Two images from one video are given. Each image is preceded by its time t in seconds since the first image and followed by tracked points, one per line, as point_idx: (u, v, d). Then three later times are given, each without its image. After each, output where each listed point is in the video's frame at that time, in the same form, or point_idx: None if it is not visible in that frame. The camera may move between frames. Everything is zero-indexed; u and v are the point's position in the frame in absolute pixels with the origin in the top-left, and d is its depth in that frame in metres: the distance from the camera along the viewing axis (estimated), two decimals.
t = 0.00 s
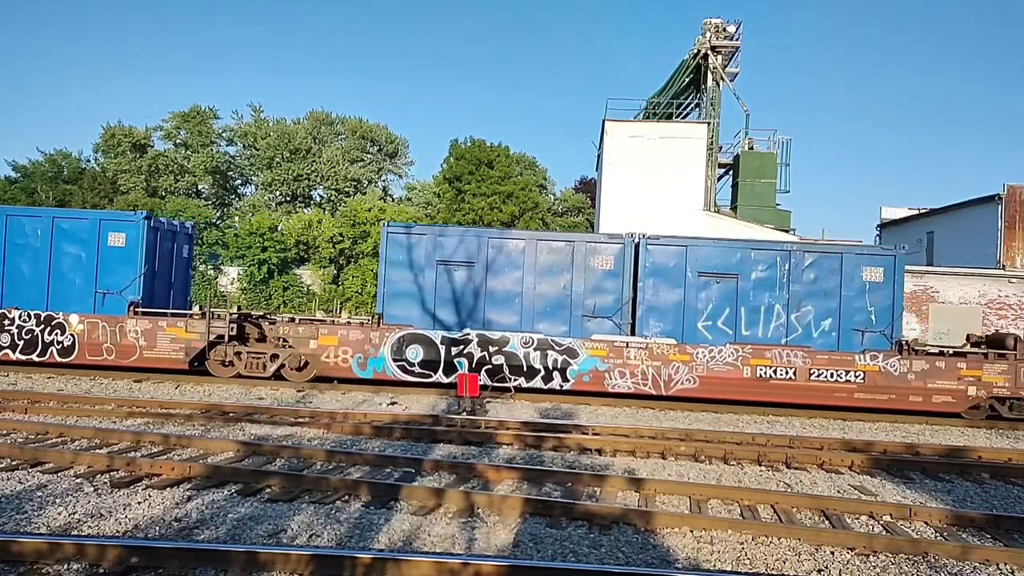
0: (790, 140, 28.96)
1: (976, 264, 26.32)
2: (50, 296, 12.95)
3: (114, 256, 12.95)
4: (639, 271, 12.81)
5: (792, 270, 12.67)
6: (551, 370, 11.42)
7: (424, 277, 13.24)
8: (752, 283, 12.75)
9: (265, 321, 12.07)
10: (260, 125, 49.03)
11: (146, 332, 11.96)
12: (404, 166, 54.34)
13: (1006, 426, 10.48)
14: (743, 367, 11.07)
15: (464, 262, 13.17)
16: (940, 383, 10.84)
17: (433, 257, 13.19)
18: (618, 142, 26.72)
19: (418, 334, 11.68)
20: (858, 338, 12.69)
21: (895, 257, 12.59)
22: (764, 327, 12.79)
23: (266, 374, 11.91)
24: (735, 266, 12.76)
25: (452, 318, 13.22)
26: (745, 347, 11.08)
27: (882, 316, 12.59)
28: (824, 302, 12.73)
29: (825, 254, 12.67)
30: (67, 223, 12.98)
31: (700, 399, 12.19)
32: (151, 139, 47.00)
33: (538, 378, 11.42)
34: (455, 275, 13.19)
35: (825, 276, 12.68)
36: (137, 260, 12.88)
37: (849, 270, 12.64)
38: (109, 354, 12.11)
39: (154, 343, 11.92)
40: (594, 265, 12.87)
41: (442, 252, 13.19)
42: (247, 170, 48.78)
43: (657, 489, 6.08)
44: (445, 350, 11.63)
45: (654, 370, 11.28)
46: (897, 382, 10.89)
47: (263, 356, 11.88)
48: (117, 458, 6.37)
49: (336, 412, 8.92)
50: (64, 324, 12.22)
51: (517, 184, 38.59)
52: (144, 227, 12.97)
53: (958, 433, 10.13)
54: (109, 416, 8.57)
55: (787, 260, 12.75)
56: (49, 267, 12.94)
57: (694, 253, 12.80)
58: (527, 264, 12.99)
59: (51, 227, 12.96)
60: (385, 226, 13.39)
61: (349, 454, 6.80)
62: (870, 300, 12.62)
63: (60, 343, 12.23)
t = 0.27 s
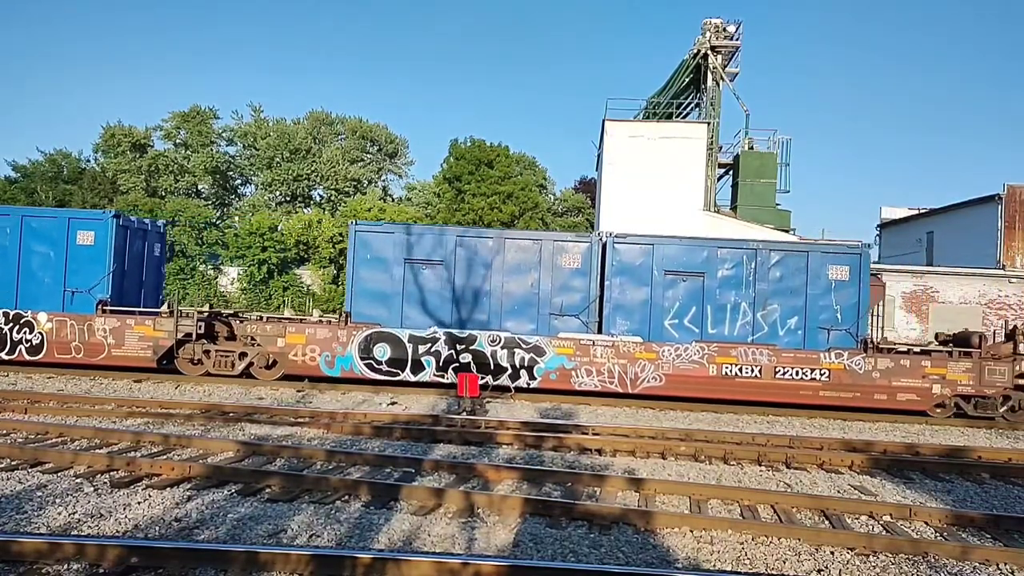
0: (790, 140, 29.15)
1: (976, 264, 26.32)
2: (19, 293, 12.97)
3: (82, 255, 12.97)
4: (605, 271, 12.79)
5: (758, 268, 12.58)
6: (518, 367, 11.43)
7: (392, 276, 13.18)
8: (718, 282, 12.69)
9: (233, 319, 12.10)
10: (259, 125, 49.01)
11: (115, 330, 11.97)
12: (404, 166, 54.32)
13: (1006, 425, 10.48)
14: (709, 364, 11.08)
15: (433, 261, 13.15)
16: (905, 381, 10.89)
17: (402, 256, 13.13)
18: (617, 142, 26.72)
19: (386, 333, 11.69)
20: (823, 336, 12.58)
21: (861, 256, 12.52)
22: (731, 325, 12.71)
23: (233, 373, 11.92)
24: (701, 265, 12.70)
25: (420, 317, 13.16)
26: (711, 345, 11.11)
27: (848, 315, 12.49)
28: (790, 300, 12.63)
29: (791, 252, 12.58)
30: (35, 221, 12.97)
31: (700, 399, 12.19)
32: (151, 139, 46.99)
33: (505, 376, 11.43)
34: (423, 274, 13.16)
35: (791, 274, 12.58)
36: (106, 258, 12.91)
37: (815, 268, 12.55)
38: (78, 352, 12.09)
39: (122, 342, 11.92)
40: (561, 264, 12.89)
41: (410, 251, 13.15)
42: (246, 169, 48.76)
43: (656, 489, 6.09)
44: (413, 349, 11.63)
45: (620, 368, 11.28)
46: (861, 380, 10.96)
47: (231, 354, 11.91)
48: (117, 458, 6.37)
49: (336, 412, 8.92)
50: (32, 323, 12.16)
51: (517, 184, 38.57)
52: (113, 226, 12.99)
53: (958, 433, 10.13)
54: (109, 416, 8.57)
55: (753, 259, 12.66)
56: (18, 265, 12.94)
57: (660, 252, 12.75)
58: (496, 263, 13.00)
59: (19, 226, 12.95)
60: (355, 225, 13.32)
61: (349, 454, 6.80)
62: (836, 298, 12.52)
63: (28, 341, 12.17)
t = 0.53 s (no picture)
0: (790, 140, 28.74)
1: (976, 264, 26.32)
2: None
3: (52, 253, 12.94)
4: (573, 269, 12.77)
5: (724, 266, 12.54)
6: (486, 366, 11.48)
7: (360, 274, 13.12)
8: (684, 280, 12.64)
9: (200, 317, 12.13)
10: (260, 125, 49.00)
11: (83, 328, 12.02)
12: (404, 166, 54.29)
13: (1006, 426, 10.48)
14: (675, 363, 11.10)
15: (401, 260, 13.11)
16: (871, 379, 10.94)
17: (369, 254, 13.08)
18: (618, 142, 26.71)
19: (353, 331, 11.74)
20: (789, 334, 12.53)
21: (828, 254, 12.46)
22: (697, 324, 12.66)
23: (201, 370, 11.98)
24: (668, 263, 12.65)
25: (388, 315, 13.12)
26: (677, 342, 11.14)
27: (814, 314, 12.47)
28: (756, 298, 12.59)
29: (757, 250, 12.52)
30: (5, 219, 12.97)
31: (700, 399, 12.18)
32: (151, 139, 47.00)
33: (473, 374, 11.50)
34: (391, 272, 13.12)
35: (757, 272, 12.53)
36: (75, 257, 12.88)
37: (781, 267, 12.51)
38: (47, 350, 12.15)
39: (90, 340, 11.96)
40: (529, 262, 12.91)
41: (378, 249, 13.10)
42: (246, 169, 48.76)
43: (657, 489, 6.09)
44: (380, 347, 11.67)
45: (586, 366, 11.32)
46: (826, 378, 11.03)
47: (199, 352, 11.94)
48: (117, 458, 6.37)
49: (336, 412, 8.92)
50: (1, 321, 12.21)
51: (517, 184, 38.55)
52: (82, 224, 12.95)
53: (958, 433, 10.13)
54: (109, 416, 8.57)
55: (719, 257, 12.62)
56: None
57: (627, 250, 12.70)
58: (463, 261, 13.00)
59: None
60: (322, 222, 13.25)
61: (349, 454, 6.80)
62: (802, 297, 12.49)
63: None
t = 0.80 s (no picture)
0: (790, 140, 28.13)
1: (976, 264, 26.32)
2: None
3: (21, 251, 12.94)
4: (541, 267, 12.83)
5: (690, 265, 12.54)
6: (453, 364, 11.58)
7: (327, 272, 13.09)
8: (651, 279, 12.65)
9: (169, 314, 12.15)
10: (260, 125, 48.98)
11: (51, 327, 12.07)
12: (404, 166, 54.27)
13: (1006, 426, 10.48)
14: (640, 361, 11.13)
15: (369, 258, 13.11)
16: (836, 377, 10.95)
17: (337, 252, 13.05)
18: (618, 142, 26.72)
19: (320, 329, 11.79)
20: (755, 333, 12.55)
21: (794, 253, 12.42)
22: (664, 322, 12.70)
23: (169, 369, 11.98)
24: (634, 261, 12.66)
25: (356, 313, 13.13)
26: (643, 341, 11.16)
27: (780, 312, 12.48)
28: (723, 296, 12.61)
29: (724, 249, 12.50)
30: None
31: (700, 399, 12.18)
32: (151, 139, 47.03)
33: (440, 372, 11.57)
34: (359, 270, 13.13)
35: (723, 271, 12.53)
36: (44, 256, 12.88)
37: (747, 266, 12.49)
38: (16, 349, 12.21)
39: (59, 338, 12.03)
40: (497, 260, 13.00)
41: (346, 247, 13.08)
42: (246, 169, 48.76)
43: (657, 489, 6.09)
44: (348, 345, 11.70)
45: (553, 364, 11.36)
46: (792, 376, 11.00)
47: (168, 350, 11.95)
48: (117, 458, 6.37)
49: (336, 412, 8.93)
50: None
51: (517, 184, 38.53)
52: (51, 223, 12.95)
53: (958, 433, 10.12)
54: (109, 416, 8.57)
55: (686, 256, 12.62)
56: None
57: (594, 249, 12.72)
58: (431, 260, 13.04)
59: None
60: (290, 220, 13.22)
61: (349, 454, 6.80)
62: (768, 295, 12.49)
63: None
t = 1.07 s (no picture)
0: (790, 140, 28.31)
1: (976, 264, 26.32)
2: None
3: None
4: (509, 265, 12.78)
5: (657, 263, 12.53)
6: (421, 363, 11.65)
7: (296, 271, 13.06)
8: (618, 277, 12.64)
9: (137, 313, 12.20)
10: (260, 125, 48.96)
11: (20, 325, 12.13)
12: (404, 166, 54.27)
13: (1007, 426, 10.47)
14: (607, 359, 11.19)
15: (338, 256, 13.08)
16: (801, 375, 11.01)
17: (305, 250, 13.02)
18: (618, 142, 26.72)
19: (287, 328, 11.86)
20: (721, 331, 12.54)
21: (759, 251, 12.49)
22: (631, 320, 12.67)
23: (138, 367, 12.03)
24: (601, 259, 12.65)
25: (325, 312, 13.09)
26: (610, 339, 11.21)
27: (746, 310, 12.48)
28: (689, 295, 12.61)
29: (690, 248, 12.51)
30: None
31: (700, 399, 12.18)
32: (151, 139, 47.07)
33: (407, 371, 11.65)
34: (328, 269, 13.09)
35: (689, 269, 12.53)
36: (13, 254, 12.79)
37: (713, 264, 12.50)
38: None
39: (27, 337, 12.10)
40: (466, 259, 12.96)
41: (315, 246, 13.04)
42: (246, 169, 48.79)
43: (657, 489, 6.09)
44: (314, 344, 11.76)
45: (520, 362, 11.46)
46: (758, 374, 11.06)
47: (136, 348, 12.01)
48: (117, 458, 6.37)
49: (336, 412, 8.93)
50: None
51: (517, 184, 38.50)
52: (20, 222, 12.83)
53: (958, 433, 10.12)
54: (109, 415, 8.57)
55: (654, 254, 12.61)
56: None
57: (561, 247, 12.71)
58: (400, 258, 13.02)
59: None
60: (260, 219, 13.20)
61: (349, 454, 6.80)
62: (735, 294, 12.50)
63: None
